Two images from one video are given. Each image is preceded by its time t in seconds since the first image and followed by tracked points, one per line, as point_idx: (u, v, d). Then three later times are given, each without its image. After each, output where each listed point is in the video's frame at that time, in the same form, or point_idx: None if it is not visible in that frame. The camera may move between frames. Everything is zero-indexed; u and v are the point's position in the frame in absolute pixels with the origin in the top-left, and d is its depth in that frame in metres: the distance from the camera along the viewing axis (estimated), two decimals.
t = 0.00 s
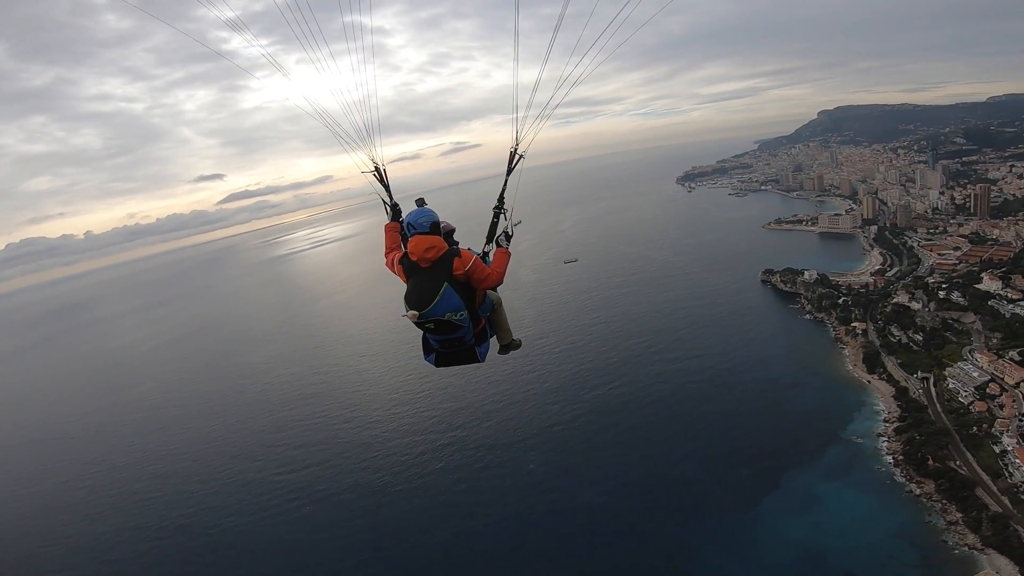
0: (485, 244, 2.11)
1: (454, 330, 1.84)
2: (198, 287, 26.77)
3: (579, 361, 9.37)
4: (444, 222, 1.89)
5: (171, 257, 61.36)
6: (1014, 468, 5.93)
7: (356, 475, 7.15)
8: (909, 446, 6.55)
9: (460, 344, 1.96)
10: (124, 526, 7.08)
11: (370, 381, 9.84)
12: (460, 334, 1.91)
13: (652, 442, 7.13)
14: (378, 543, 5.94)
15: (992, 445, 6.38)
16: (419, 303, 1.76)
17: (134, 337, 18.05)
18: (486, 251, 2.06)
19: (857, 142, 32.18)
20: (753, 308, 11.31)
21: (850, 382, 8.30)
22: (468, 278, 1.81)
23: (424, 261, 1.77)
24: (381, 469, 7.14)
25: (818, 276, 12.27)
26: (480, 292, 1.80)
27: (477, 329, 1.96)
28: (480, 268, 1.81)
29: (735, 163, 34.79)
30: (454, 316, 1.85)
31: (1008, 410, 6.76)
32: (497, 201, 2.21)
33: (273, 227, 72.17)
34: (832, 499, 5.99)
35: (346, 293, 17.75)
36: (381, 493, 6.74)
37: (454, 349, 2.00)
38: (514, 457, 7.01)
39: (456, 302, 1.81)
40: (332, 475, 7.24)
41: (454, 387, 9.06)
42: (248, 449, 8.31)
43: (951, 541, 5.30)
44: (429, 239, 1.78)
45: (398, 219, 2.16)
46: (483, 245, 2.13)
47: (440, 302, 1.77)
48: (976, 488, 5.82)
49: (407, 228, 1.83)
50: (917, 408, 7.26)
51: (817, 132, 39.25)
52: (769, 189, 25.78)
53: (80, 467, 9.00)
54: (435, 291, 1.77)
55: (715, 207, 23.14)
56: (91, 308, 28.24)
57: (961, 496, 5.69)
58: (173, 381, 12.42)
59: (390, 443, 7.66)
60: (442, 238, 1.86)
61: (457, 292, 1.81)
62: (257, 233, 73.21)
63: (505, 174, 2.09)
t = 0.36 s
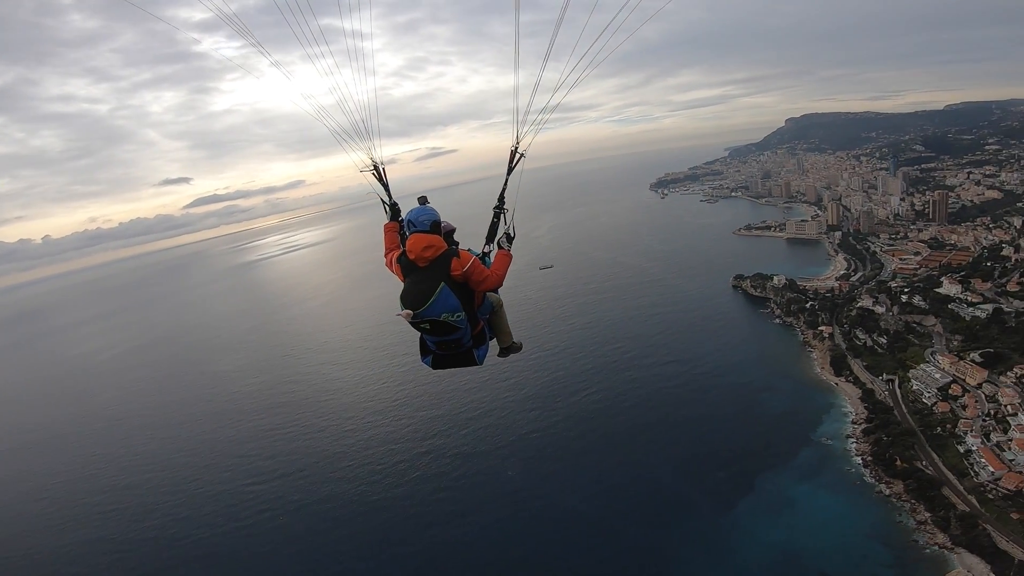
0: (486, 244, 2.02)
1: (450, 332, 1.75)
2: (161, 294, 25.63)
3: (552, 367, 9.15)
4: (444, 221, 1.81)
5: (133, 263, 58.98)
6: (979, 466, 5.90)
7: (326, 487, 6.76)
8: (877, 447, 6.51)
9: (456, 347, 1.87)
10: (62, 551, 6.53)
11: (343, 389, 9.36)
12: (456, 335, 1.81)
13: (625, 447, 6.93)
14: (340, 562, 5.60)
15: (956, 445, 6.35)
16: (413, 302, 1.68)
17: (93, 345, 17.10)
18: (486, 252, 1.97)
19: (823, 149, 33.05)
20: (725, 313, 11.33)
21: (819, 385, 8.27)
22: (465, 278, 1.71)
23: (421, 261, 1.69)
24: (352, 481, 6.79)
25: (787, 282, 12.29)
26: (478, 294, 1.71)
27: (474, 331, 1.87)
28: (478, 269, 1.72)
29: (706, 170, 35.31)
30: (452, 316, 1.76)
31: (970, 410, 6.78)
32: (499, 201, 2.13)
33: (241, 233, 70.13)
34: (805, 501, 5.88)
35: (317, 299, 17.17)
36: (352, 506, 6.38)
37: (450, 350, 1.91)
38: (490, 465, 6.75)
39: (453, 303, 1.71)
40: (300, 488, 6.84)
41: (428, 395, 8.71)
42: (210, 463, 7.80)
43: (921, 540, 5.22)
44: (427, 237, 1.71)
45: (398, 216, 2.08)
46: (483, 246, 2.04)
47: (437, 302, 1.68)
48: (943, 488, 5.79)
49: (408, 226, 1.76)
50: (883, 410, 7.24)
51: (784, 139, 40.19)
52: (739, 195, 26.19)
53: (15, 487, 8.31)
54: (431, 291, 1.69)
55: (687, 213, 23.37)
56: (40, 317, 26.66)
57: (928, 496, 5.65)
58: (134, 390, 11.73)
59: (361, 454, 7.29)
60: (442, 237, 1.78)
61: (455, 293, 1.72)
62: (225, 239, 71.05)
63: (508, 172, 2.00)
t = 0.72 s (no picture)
0: (485, 243, 1.87)
1: (445, 334, 1.59)
2: (122, 301, 24.44)
3: (527, 373, 8.92)
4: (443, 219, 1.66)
5: (88, 271, 56.28)
6: (944, 463, 5.87)
7: (297, 499, 6.39)
8: (845, 447, 6.46)
9: (451, 349, 1.71)
10: None
11: (318, 398, 8.90)
12: (452, 337, 1.65)
13: (602, 451, 6.75)
14: None
15: (921, 443, 6.34)
16: (405, 301, 1.52)
17: (50, 354, 16.15)
18: (486, 251, 1.81)
19: (787, 155, 33.92)
20: (697, 317, 11.34)
21: (788, 387, 8.25)
22: (462, 277, 1.55)
23: (416, 258, 1.53)
24: (323, 491, 6.43)
25: (756, 285, 12.36)
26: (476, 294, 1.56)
27: (471, 332, 1.70)
28: (477, 268, 1.56)
29: (676, 176, 35.84)
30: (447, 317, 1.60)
31: (933, 409, 6.80)
32: (500, 199, 1.98)
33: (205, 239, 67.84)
34: (780, 501, 5.79)
35: (288, 307, 16.56)
36: (327, 517, 6.03)
37: (445, 352, 1.74)
38: (468, 472, 6.48)
39: (449, 304, 1.55)
40: (270, 499, 6.44)
41: (403, 401, 8.35)
42: (173, 476, 7.28)
43: (894, 539, 5.15)
44: (424, 235, 1.55)
45: (395, 215, 1.94)
46: (481, 245, 1.89)
47: (430, 301, 1.52)
48: (911, 486, 5.74)
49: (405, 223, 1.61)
50: (850, 411, 7.22)
51: (750, 145, 41.16)
52: (709, 201, 26.60)
53: None
54: (426, 290, 1.53)
55: (659, 219, 23.57)
56: None
57: (897, 494, 5.59)
58: (95, 400, 11.05)
59: (336, 464, 6.93)
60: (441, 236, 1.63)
61: (450, 292, 1.56)
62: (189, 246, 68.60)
63: (511, 167, 1.85)
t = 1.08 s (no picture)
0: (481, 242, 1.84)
1: (441, 332, 1.56)
2: (72, 310, 23.05)
3: (500, 377, 8.72)
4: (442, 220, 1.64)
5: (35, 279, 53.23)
6: (909, 458, 5.90)
7: (268, 509, 6.08)
8: (813, 444, 6.46)
9: (446, 347, 1.67)
10: None
11: (293, 406, 8.44)
12: (449, 335, 1.61)
13: (576, 455, 6.59)
14: None
15: (886, 439, 6.37)
16: (401, 299, 1.50)
17: None
18: (482, 249, 1.78)
19: (752, 159, 34.71)
20: (668, 318, 11.35)
21: (757, 386, 8.27)
22: (459, 275, 1.53)
23: (413, 256, 1.52)
24: (292, 503, 6.11)
25: (724, 286, 12.46)
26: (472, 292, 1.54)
27: (467, 329, 1.68)
28: (474, 266, 1.54)
29: (646, 179, 36.25)
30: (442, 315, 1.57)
31: (896, 405, 6.86)
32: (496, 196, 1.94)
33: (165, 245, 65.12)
34: (755, 499, 5.75)
35: (252, 314, 15.90)
36: (287, 534, 5.67)
37: (440, 350, 1.70)
38: (442, 479, 6.25)
39: (445, 302, 1.52)
40: (239, 511, 6.11)
41: (377, 406, 8.03)
42: (137, 489, 6.86)
43: (865, 534, 5.13)
44: (421, 234, 1.54)
45: (393, 213, 1.92)
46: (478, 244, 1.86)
47: (426, 299, 1.50)
48: (878, 481, 5.74)
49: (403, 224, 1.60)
50: (817, 408, 7.25)
51: (717, 149, 42.02)
52: (678, 204, 26.93)
53: None
54: (421, 287, 1.50)
55: (629, 222, 23.71)
56: None
57: (865, 490, 5.59)
58: (41, 413, 10.31)
59: (308, 472, 6.60)
60: (439, 237, 1.61)
61: (447, 290, 1.52)
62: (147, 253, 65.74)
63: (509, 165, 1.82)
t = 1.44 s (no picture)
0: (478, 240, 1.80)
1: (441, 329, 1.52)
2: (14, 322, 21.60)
3: (474, 382, 8.54)
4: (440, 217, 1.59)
5: None
6: (876, 452, 5.97)
7: (243, 520, 5.79)
8: (784, 440, 6.49)
9: (443, 343, 1.63)
10: None
11: (265, 414, 8.08)
12: (447, 331, 1.58)
13: (549, 460, 6.44)
14: None
15: (852, 433, 6.45)
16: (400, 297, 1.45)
17: None
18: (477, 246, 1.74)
19: (717, 161, 35.43)
20: (639, 319, 11.36)
21: (727, 384, 8.32)
22: (458, 273, 1.48)
23: (410, 255, 1.46)
24: (265, 514, 5.83)
25: (692, 286, 12.56)
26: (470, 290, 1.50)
27: (464, 325, 1.65)
28: (473, 264, 1.49)
29: (615, 182, 36.58)
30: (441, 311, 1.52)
31: (860, 400, 6.97)
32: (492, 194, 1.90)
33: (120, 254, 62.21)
34: (733, 496, 5.74)
35: (211, 323, 15.22)
36: (246, 557, 5.32)
37: (438, 345, 1.67)
38: (420, 485, 6.06)
39: (445, 299, 1.47)
40: (208, 525, 5.82)
41: (350, 414, 7.76)
42: (100, 503, 6.49)
43: (838, 528, 5.14)
44: (419, 232, 1.49)
45: (392, 212, 1.90)
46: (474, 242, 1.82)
47: (425, 296, 1.45)
48: (847, 476, 5.79)
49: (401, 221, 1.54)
50: (785, 404, 7.32)
51: (683, 151, 42.78)
52: (646, 206, 27.22)
53: None
54: (419, 284, 1.45)
55: (599, 224, 23.81)
56: None
57: (836, 484, 5.62)
58: None
59: (282, 481, 6.33)
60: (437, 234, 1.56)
61: (446, 287, 1.47)
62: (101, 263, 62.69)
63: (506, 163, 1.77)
